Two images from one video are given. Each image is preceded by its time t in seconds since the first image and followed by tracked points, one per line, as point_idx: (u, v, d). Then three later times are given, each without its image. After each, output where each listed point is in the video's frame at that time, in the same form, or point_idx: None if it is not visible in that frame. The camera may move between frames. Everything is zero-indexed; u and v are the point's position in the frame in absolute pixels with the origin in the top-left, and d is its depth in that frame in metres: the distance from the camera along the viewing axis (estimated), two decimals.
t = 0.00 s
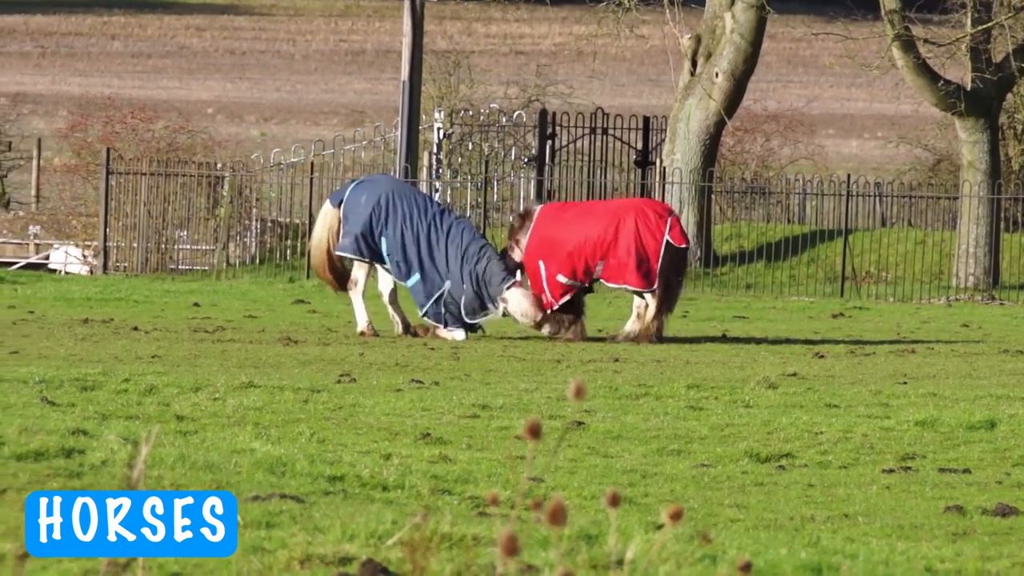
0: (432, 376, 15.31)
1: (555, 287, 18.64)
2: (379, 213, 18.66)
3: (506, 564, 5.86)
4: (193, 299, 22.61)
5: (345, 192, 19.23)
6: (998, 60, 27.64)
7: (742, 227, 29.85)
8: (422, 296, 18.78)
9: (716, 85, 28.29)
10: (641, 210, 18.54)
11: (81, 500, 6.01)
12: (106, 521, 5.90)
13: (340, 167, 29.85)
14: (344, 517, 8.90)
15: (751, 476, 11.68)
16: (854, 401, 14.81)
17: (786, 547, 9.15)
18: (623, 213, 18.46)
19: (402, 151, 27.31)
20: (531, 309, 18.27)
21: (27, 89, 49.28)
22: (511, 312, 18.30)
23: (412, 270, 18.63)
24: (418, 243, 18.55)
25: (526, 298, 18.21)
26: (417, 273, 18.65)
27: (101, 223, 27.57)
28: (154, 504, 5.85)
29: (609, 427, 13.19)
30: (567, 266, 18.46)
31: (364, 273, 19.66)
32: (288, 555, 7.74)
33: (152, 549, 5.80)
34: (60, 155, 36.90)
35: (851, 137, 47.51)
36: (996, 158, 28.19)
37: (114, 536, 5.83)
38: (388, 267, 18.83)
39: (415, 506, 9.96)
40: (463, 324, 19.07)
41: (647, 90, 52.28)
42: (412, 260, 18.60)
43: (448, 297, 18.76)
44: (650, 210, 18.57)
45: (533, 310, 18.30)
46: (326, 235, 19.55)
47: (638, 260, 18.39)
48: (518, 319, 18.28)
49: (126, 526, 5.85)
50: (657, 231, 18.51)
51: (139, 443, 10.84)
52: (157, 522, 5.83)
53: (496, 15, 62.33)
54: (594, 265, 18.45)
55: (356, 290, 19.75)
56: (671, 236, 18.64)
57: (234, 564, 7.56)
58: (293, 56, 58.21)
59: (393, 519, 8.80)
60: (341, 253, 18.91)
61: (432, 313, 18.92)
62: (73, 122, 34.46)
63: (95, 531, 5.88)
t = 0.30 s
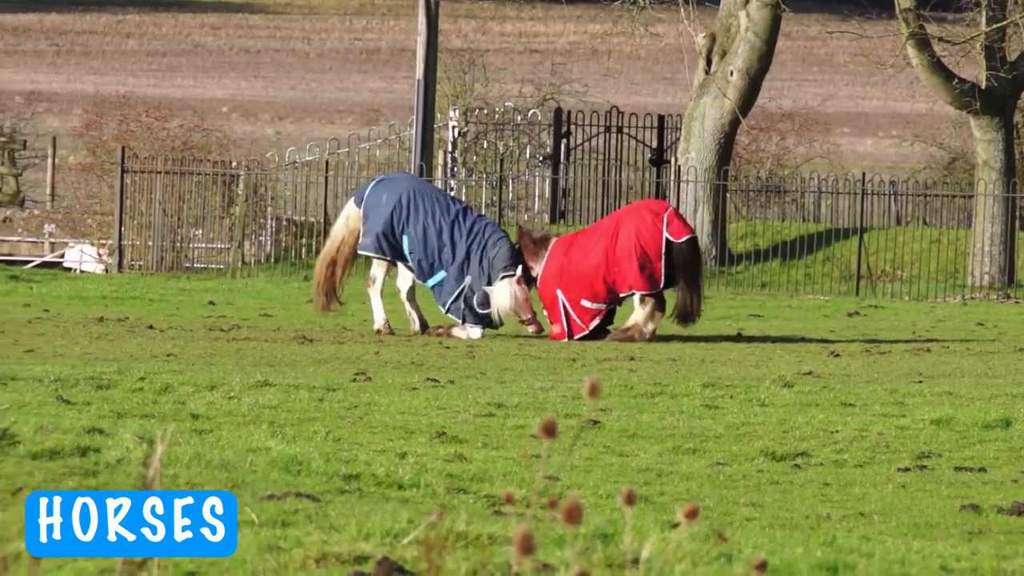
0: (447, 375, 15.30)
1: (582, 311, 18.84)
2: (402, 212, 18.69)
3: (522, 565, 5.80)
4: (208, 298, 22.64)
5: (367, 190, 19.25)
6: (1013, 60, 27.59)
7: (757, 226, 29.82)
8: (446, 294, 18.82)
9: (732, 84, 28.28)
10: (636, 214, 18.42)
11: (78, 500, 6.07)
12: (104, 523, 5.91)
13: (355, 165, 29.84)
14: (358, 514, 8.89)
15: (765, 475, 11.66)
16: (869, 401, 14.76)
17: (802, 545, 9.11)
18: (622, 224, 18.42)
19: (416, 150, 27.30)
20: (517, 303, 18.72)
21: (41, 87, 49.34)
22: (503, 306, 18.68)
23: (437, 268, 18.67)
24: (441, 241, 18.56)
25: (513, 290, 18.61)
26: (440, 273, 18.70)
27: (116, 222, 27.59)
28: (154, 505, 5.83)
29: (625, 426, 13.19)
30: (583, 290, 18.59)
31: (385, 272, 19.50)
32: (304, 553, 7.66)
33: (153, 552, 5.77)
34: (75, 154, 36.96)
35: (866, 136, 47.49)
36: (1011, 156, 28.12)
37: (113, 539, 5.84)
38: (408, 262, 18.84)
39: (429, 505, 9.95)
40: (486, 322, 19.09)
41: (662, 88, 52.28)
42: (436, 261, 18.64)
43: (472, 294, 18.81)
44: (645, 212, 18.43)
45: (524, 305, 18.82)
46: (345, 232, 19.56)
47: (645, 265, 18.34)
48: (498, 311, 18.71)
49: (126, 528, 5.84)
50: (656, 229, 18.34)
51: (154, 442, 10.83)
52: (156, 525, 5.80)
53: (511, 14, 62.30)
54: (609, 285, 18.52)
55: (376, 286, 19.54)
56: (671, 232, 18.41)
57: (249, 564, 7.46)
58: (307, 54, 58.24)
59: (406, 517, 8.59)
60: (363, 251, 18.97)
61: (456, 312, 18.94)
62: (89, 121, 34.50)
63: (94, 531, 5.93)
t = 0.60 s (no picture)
0: (459, 376, 15.32)
1: (590, 308, 18.81)
2: (423, 213, 18.78)
3: (535, 566, 5.77)
4: (221, 299, 22.69)
5: (390, 192, 19.34)
6: None
7: (770, 226, 29.81)
8: (466, 296, 18.74)
9: (744, 85, 28.28)
10: (643, 208, 18.48)
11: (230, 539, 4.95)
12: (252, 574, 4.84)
13: (367, 166, 29.89)
14: (370, 514, 8.89)
15: (777, 476, 11.67)
16: (881, 401, 14.76)
17: (816, 546, 9.09)
18: (629, 217, 18.48)
19: (429, 150, 27.32)
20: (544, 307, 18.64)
21: (55, 88, 49.47)
22: (522, 310, 18.53)
23: (457, 270, 18.63)
24: (463, 242, 18.54)
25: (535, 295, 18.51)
26: (460, 274, 18.67)
27: (128, 223, 27.66)
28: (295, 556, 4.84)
29: (638, 427, 13.20)
30: (591, 284, 18.59)
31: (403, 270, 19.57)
32: (315, 554, 7.64)
33: None
34: (89, 156, 37.05)
35: (878, 136, 47.49)
36: None
37: None
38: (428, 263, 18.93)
39: (441, 505, 9.95)
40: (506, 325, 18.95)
41: (674, 89, 52.29)
42: (456, 262, 18.63)
43: (493, 296, 18.71)
44: (652, 205, 18.48)
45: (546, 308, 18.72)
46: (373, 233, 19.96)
47: (652, 257, 18.36)
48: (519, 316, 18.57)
49: None
50: (664, 222, 18.36)
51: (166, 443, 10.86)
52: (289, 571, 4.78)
53: (524, 14, 62.31)
54: (618, 278, 18.53)
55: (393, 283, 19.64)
56: (677, 228, 18.38)
57: (261, 565, 7.48)
58: (320, 55, 58.31)
59: (420, 519, 8.64)
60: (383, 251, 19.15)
61: (477, 315, 18.85)
62: (102, 122, 34.58)
63: None
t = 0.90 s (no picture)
0: (460, 377, 15.33)
1: (589, 307, 18.81)
2: (425, 220, 18.72)
3: (536, 567, 5.75)
4: (221, 299, 22.70)
5: (390, 200, 19.25)
6: None
7: (771, 227, 29.80)
8: (473, 300, 18.70)
9: (745, 85, 28.30)
10: (641, 206, 18.52)
11: None
12: None
13: (368, 166, 29.89)
14: (369, 515, 8.88)
15: (775, 476, 11.67)
16: (882, 402, 14.77)
17: (815, 546, 9.08)
18: (626, 215, 18.52)
19: (430, 151, 27.31)
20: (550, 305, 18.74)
21: (55, 89, 49.48)
22: (532, 300, 18.64)
23: (463, 274, 18.58)
24: (467, 247, 18.48)
25: (540, 292, 18.63)
26: (466, 278, 18.60)
27: (129, 223, 27.68)
28: None
29: (638, 427, 13.20)
30: (589, 283, 18.61)
31: (409, 275, 19.45)
32: (316, 555, 7.62)
33: None
34: (89, 157, 37.07)
35: (879, 137, 47.52)
36: None
37: None
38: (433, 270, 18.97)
39: (440, 505, 9.95)
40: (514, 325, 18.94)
41: (675, 89, 52.30)
42: (462, 266, 18.55)
43: (500, 296, 18.70)
44: (650, 204, 18.52)
45: (545, 308, 18.79)
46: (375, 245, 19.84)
47: (650, 255, 18.36)
48: (538, 315, 18.74)
49: None
50: (661, 220, 18.39)
51: (165, 443, 10.87)
52: None
53: (525, 15, 62.34)
54: (615, 276, 18.53)
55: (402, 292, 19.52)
56: (674, 225, 18.42)
57: (262, 565, 7.48)
58: (321, 56, 58.32)
59: (420, 519, 8.64)
60: (387, 262, 19.15)
61: (486, 318, 18.81)
62: (103, 122, 34.61)
63: None
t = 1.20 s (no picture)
0: (459, 380, 15.32)
1: (583, 310, 18.79)
2: (420, 219, 18.84)
3: (536, 571, 5.74)
4: (220, 303, 22.71)
5: (378, 201, 19.31)
6: None
7: (770, 230, 29.82)
8: (472, 297, 18.90)
9: (744, 89, 28.31)
10: (639, 209, 18.49)
11: None
12: None
13: (367, 169, 29.90)
14: (369, 519, 8.87)
15: (775, 479, 11.66)
16: (882, 405, 14.76)
17: (815, 549, 9.07)
18: (623, 218, 18.52)
19: (428, 154, 27.28)
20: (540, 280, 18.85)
21: (54, 92, 49.51)
22: (528, 271, 18.80)
23: (462, 271, 18.78)
24: (465, 243, 18.71)
25: (537, 266, 18.83)
26: (464, 276, 18.82)
27: (128, 227, 27.69)
28: None
29: (638, 430, 13.20)
30: (585, 286, 18.62)
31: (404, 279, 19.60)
32: (316, 558, 7.62)
33: None
34: (88, 159, 37.09)
35: (879, 140, 47.55)
36: None
37: None
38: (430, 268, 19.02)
39: (439, 509, 9.95)
40: (509, 322, 19.23)
41: (674, 93, 52.31)
42: (459, 264, 18.76)
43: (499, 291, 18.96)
44: (647, 206, 18.47)
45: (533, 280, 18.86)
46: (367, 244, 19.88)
47: (645, 257, 18.30)
48: (520, 286, 18.85)
49: None
50: (657, 222, 18.31)
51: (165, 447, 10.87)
52: None
53: (524, 18, 62.35)
54: (611, 280, 18.52)
55: (397, 298, 19.68)
56: (670, 226, 18.32)
57: (261, 569, 7.48)
58: (320, 59, 58.31)
59: (420, 523, 8.64)
60: (380, 261, 19.08)
61: (483, 314, 19.01)
62: (101, 126, 34.61)
63: None
